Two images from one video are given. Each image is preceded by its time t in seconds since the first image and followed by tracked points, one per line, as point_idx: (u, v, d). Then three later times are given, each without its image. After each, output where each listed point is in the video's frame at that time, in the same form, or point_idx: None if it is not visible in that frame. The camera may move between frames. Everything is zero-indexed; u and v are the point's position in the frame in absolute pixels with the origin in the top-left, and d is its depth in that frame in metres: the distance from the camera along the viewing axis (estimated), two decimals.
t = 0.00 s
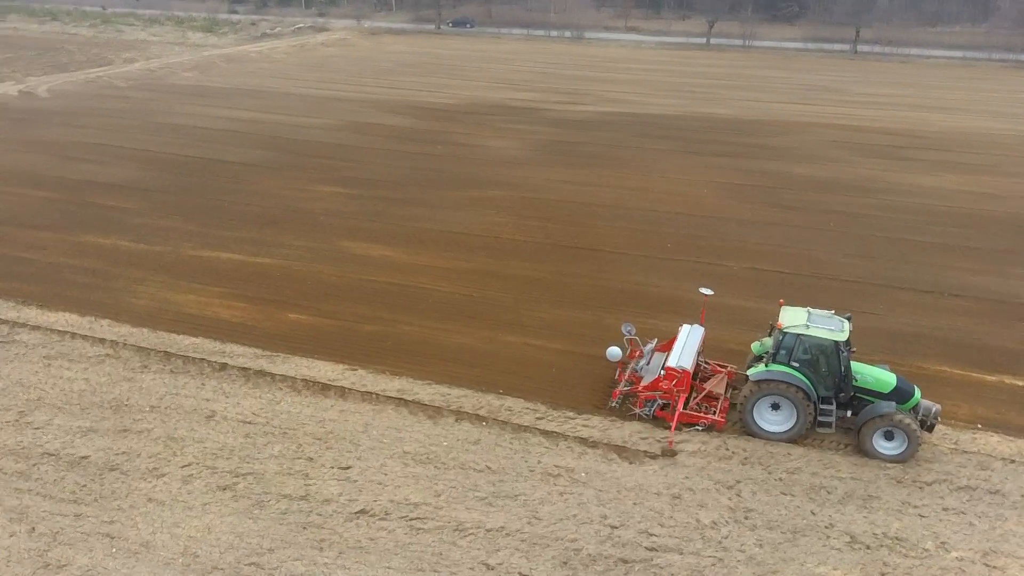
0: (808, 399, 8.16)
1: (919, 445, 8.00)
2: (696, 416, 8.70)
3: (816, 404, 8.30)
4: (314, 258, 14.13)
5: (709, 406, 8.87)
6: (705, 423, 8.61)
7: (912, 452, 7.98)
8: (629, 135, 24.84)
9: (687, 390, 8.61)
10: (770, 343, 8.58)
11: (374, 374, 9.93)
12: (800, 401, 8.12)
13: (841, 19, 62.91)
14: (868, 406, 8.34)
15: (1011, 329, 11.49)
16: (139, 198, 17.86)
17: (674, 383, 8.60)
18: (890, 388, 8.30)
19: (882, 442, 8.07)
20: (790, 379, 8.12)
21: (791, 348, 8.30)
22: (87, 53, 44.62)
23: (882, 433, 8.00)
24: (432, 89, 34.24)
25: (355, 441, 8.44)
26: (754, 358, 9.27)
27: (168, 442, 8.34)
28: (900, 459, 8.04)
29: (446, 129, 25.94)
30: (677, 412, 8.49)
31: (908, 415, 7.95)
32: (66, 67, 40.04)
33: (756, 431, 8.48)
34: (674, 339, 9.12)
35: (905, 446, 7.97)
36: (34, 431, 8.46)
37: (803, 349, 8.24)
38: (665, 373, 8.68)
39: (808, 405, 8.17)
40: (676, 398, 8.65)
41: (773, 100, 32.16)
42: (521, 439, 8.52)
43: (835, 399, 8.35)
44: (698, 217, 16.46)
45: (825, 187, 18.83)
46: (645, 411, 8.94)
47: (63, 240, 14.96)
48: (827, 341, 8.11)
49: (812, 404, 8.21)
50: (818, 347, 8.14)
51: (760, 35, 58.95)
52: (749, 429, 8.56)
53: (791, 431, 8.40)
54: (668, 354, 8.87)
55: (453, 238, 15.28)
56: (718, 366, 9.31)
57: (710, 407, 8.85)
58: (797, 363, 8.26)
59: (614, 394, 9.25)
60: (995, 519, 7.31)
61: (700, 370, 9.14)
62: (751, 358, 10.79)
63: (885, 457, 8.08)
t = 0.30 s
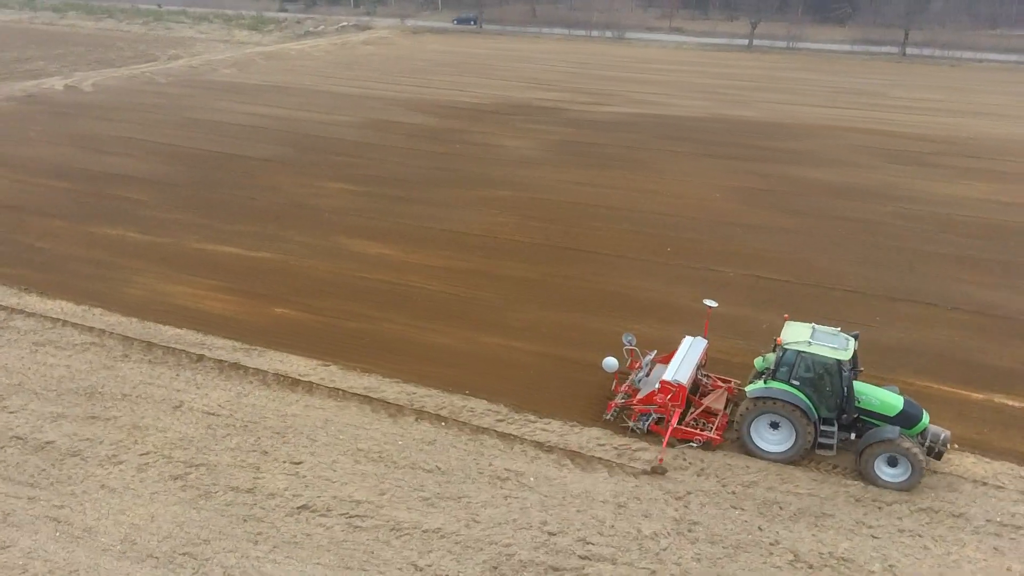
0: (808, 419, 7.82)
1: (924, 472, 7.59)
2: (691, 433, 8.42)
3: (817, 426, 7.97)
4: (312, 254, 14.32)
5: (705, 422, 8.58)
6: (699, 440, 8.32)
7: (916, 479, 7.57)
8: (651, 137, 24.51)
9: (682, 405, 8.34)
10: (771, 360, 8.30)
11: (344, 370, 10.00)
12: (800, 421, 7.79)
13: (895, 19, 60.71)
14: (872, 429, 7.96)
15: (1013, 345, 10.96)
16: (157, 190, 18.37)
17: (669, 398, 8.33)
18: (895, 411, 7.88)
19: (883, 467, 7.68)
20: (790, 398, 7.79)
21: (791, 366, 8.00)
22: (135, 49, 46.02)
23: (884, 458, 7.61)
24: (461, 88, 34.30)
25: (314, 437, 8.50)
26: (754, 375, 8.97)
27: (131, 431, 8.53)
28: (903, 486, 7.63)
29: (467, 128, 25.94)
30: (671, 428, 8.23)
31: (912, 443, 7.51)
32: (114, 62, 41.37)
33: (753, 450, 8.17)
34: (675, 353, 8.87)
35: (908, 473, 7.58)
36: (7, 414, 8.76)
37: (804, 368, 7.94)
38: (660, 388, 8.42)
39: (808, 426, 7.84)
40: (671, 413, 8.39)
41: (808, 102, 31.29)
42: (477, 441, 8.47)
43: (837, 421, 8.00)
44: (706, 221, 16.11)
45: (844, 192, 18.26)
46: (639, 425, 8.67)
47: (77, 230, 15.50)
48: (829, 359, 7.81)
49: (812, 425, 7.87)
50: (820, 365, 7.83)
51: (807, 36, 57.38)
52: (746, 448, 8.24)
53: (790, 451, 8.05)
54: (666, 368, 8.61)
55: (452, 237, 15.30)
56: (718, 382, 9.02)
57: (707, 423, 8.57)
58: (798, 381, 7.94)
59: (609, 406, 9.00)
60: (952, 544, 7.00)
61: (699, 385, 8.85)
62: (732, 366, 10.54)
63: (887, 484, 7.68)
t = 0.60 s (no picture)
0: (803, 440, 7.38)
1: (926, 501, 7.10)
2: (682, 451, 8.07)
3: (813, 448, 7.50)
4: (312, 249, 14.50)
5: (698, 440, 8.27)
6: (690, 459, 7.97)
7: (916, 509, 7.10)
8: (673, 138, 24.14)
9: (674, 422, 7.99)
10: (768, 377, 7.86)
11: (316, 366, 10.12)
12: (793, 443, 7.38)
13: (952, 19, 58.36)
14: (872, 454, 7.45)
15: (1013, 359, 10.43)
16: (176, 183, 18.88)
17: (660, 414, 7.98)
18: (897, 437, 7.34)
19: (882, 495, 7.23)
20: (783, 417, 7.39)
21: (788, 385, 7.54)
22: (182, 47, 47.33)
23: (881, 486, 7.16)
24: (492, 86, 34.31)
25: (274, 431, 8.61)
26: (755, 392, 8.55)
27: (99, 417, 8.79)
28: (903, 516, 7.18)
29: (490, 127, 25.91)
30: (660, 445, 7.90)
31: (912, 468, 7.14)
32: (160, 59, 42.68)
33: (747, 471, 7.81)
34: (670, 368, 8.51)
35: (908, 502, 7.11)
36: None
37: (801, 387, 7.47)
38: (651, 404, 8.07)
39: (803, 448, 7.42)
40: (662, 430, 8.04)
41: (844, 104, 30.38)
42: (432, 440, 8.47)
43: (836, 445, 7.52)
44: (713, 225, 15.75)
45: (863, 196, 17.67)
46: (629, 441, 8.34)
47: (92, 221, 16.04)
48: (827, 380, 7.31)
49: (807, 446, 7.44)
50: (817, 386, 7.36)
51: (858, 36, 55.62)
52: (740, 468, 7.87)
53: (785, 473, 7.64)
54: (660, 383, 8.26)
55: (452, 236, 15.32)
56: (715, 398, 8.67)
57: (700, 441, 8.25)
58: (795, 401, 7.49)
59: (600, 419, 8.67)
60: (901, 567, 6.75)
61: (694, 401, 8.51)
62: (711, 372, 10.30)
63: (887, 513, 7.23)
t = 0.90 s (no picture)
0: (792, 465, 6.98)
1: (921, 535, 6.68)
2: (669, 470, 7.78)
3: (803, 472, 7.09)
4: (312, 244, 14.70)
5: (687, 459, 7.95)
6: (676, 478, 7.68)
7: (911, 543, 6.69)
8: (696, 139, 23.74)
9: (661, 440, 7.70)
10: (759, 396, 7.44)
11: (290, 360, 10.28)
12: (781, 466, 6.99)
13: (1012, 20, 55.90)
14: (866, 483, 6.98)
15: (1008, 375, 9.95)
16: (195, 177, 19.37)
17: (647, 431, 7.70)
18: (893, 466, 6.84)
19: (876, 527, 6.84)
20: (771, 440, 6.99)
21: (778, 406, 7.13)
22: (227, 44, 48.47)
23: (875, 518, 6.77)
24: (523, 86, 34.23)
25: (237, 422, 8.77)
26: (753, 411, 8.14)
27: (73, 403, 9.11)
28: (898, 549, 6.78)
29: (512, 125, 25.85)
30: (645, 463, 7.63)
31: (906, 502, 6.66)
32: (204, 56, 43.80)
33: (735, 493, 7.45)
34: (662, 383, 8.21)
35: (903, 535, 6.71)
36: None
37: (792, 409, 7.05)
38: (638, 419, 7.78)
39: (792, 473, 7.02)
40: (648, 447, 7.75)
41: (882, 108, 29.44)
42: (388, 437, 8.52)
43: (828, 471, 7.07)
44: (718, 229, 15.43)
45: (882, 202, 17.08)
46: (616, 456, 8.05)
47: (108, 211, 16.58)
48: (818, 403, 6.87)
49: (796, 471, 7.03)
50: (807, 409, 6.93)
51: (910, 38, 53.74)
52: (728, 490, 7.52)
53: (774, 497, 7.26)
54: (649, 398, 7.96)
55: (453, 233, 15.34)
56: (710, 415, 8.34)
57: (689, 460, 7.94)
58: (785, 423, 7.07)
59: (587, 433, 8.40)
60: None
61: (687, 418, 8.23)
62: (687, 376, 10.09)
63: (881, 545, 6.85)
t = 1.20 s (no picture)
0: (774, 492, 6.66)
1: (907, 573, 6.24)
2: (649, 490, 7.49)
3: (787, 500, 6.75)
4: (313, 239, 14.92)
5: (670, 479, 7.66)
6: (657, 499, 7.39)
7: None
8: (718, 140, 23.33)
9: (642, 458, 7.42)
10: (744, 418, 7.11)
11: (266, 353, 10.45)
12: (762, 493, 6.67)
13: None
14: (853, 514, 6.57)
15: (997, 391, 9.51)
16: (214, 170, 19.85)
17: (628, 449, 7.43)
18: (880, 497, 6.42)
19: (860, 561, 6.42)
20: (752, 465, 6.69)
21: (761, 429, 6.79)
22: (270, 41, 49.50)
23: (858, 552, 6.36)
24: (552, 85, 34.13)
25: (203, 411, 8.97)
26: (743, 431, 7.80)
27: (51, 387, 9.46)
28: None
29: (534, 125, 25.78)
30: (624, 481, 7.35)
31: (891, 535, 6.22)
32: (246, 53, 44.79)
33: (717, 519, 7.13)
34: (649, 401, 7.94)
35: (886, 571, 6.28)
36: None
37: (775, 433, 6.71)
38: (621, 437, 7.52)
39: (773, 501, 6.70)
40: (629, 466, 7.48)
41: (920, 112, 28.45)
42: (345, 433, 8.60)
43: (814, 499, 6.69)
44: (721, 234, 15.13)
45: (898, 209, 16.52)
46: (597, 474, 7.80)
47: (125, 202, 17.14)
48: (801, 429, 6.52)
49: (778, 498, 6.70)
50: (791, 434, 6.59)
51: (964, 40, 51.75)
52: (710, 515, 7.20)
53: (756, 525, 6.92)
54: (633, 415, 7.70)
55: (453, 232, 15.38)
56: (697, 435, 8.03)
57: (672, 480, 7.64)
58: (768, 448, 6.74)
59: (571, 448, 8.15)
60: None
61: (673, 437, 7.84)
62: (660, 380, 9.92)
63: None
